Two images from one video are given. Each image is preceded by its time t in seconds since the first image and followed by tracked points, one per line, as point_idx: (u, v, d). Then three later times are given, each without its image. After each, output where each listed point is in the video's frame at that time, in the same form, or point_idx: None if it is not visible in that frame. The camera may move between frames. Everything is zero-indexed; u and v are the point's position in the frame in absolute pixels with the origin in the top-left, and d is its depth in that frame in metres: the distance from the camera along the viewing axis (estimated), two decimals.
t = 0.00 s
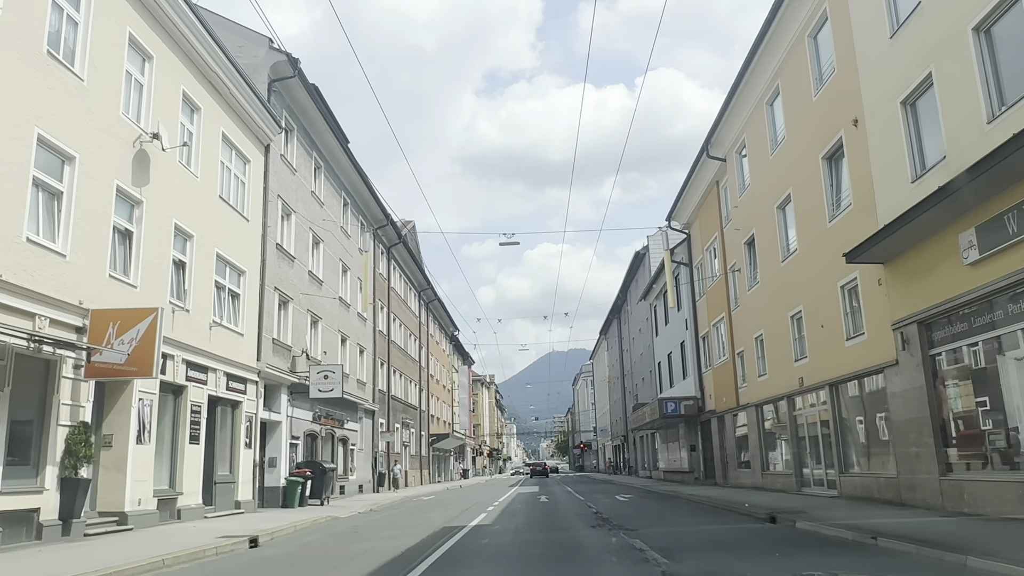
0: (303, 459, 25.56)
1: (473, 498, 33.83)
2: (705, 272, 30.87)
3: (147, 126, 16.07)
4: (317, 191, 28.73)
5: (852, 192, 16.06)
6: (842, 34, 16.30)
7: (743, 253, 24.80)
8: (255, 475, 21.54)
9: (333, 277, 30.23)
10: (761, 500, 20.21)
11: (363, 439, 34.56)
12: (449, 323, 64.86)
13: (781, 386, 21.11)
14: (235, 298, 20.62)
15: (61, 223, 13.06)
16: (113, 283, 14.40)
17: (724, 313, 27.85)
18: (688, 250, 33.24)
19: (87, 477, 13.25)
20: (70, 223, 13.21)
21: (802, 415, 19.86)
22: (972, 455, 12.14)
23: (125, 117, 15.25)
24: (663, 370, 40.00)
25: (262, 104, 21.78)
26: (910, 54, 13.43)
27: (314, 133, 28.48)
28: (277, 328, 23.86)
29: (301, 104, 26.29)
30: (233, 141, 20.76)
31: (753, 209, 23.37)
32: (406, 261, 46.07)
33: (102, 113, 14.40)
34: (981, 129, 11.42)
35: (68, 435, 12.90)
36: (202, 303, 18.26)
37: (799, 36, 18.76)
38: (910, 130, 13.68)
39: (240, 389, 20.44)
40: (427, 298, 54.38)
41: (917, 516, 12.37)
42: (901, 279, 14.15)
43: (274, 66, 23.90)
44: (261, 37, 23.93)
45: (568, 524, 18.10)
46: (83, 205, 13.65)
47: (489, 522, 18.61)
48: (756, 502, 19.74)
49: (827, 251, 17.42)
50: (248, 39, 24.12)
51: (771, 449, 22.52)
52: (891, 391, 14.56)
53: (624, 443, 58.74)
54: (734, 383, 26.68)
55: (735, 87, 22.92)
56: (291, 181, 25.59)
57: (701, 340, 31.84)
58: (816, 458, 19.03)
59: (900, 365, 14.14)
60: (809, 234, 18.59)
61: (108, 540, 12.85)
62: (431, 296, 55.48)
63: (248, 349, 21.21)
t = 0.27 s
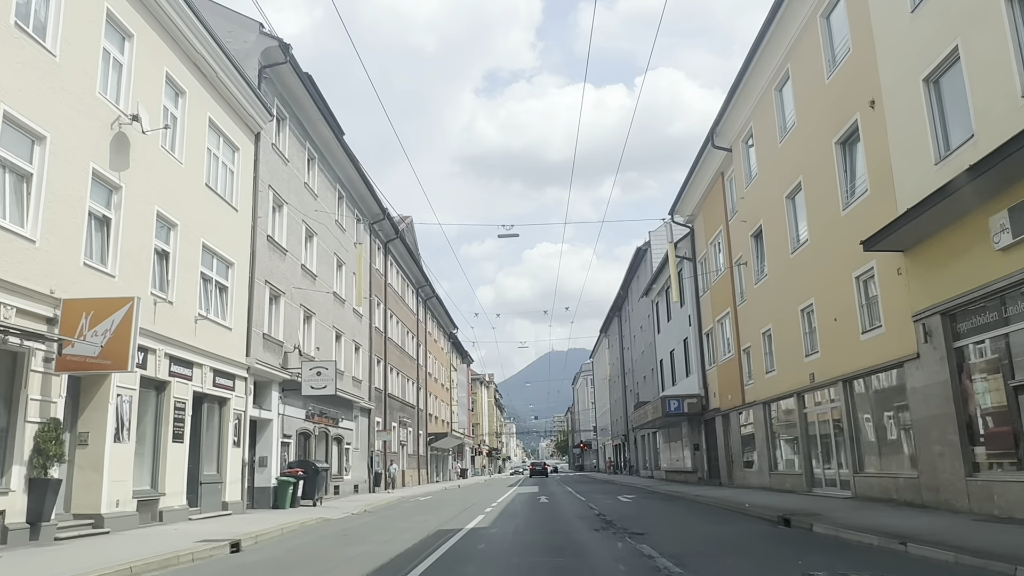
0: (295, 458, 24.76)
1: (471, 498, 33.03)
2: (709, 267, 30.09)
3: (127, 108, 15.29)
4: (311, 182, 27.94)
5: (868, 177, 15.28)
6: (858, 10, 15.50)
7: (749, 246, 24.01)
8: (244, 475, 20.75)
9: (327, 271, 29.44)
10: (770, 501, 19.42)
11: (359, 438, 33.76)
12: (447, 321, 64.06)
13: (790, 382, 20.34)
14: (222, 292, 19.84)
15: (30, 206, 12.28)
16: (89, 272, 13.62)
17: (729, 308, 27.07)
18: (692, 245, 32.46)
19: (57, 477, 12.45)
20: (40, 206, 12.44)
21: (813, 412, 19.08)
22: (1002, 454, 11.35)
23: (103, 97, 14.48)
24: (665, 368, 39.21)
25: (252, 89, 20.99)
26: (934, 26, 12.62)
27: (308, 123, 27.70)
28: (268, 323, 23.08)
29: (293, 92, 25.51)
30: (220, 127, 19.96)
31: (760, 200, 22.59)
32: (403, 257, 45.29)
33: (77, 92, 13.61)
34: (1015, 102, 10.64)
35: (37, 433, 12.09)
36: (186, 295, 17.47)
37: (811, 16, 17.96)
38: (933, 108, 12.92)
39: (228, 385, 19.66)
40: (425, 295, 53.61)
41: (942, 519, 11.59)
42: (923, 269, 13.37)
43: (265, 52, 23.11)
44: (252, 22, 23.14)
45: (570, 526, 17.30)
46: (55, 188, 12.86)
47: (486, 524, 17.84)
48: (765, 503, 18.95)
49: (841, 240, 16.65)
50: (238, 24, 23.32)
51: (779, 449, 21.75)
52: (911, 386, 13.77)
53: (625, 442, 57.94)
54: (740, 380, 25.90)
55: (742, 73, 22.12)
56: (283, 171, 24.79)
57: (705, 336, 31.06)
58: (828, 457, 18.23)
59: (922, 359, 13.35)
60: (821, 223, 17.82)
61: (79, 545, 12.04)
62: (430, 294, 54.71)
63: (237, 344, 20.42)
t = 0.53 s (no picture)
0: (287, 457, 23.96)
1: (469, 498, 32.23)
2: (713, 261, 29.31)
3: (104, 88, 14.48)
4: (304, 174, 27.14)
5: (885, 160, 14.53)
6: None
7: (756, 238, 23.24)
8: (232, 475, 19.95)
9: (321, 265, 28.64)
10: (780, 502, 18.62)
11: (354, 437, 32.96)
12: (445, 318, 63.22)
13: (800, 379, 19.57)
14: (209, 284, 19.05)
15: None
16: (61, 259, 12.82)
17: (734, 303, 26.29)
18: (695, 239, 31.66)
19: (24, 477, 11.62)
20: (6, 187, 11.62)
21: (824, 410, 18.29)
22: None
23: (77, 75, 13.66)
24: (667, 366, 38.40)
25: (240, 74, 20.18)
26: None
27: (300, 112, 26.87)
28: (257, 317, 22.27)
29: (284, 79, 24.68)
30: (207, 113, 19.14)
31: (768, 190, 21.82)
32: (400, 252, 44.47)
33: (47, 67, 12.79)
34: None
35: (3, 430, 11.16)
36: (169, 287, 16.67)
37: None
38: (958, 85, 12.15)
39: (215, 381, 18.87)
40: (422, 292, 52.80)
41: (972, 522, 10.81)
42: (947, 255, 12.60)
43: (255, 37, 22.30)
44: (241, 5, 22.32)
45: (571, 528, 16.48)
46: (23, 169, 12.05)
47: (484, 526, 17.05)
48: (774, 504, 18.16)
49: (856, 229, 15.89)
50: (227, 7, 22.50)
51: (788, 448, 20.97)
52: (934, 381, 12.99)
53: (625, 441, 57.15)
54: (745, 377, 25.14)
55: (749, 58, 21.33)
56: (274, 161, 23.99)
57: (709, 332, 30.27)
58: (841, 456, 17.44)
59: (947, 352, 12.57)
60: (834, 212, 17.03)
61: (47, 550, 11.23)
62: (427, 290, 53.89)
63: (225, 339, 19.61)
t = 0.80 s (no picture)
0: (278, 457, 23.19)
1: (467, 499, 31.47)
2: (717, 255, 28.53)
3: (79, 65, 13.66)
4: (296, 164, 26.34)
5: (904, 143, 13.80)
6: None
7: (763, 230, 22.47)
8: (218, 475, 19.16)
9: (315, 259, 27.84)
10: (790, 504, 17.84)
11: (348, 436, 32.17)
12: (444, 316, 62.39)
13: (810, 375, 18.81)
14: (194, 276, 18.26)
15: None
16: (30, 244, 12.02)
17: (740, 298, 25.53)
18: (699, 233, 30.89)
19: None
20: None
21: (836, 407, 17.53)
22: None
23: (49, 50, 12.84)
24: (668, 363, 37.66)
25: (228, 57, 19.37)
26: None
27: (293, 101, 26.10)
28: (246, 311, 21.48)
29: (275, 65, 23.89)
30: (193, 97, 18.32)
31: (776, 179, 21.06)
32: (397, 248, 43.68)
33: (15, 39, 11.96)
34: None
35: None
36: (150, 277, 15.88)
37: None
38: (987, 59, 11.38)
39: (200, 377, 18.08)
40: (420, 289, 52.01)
41: (1005, 526, 10.04)
42: (973, 239, 11.82)
43: (244, 20, 21.49)
44: None
45: (572, 531, 15.71)
46: None
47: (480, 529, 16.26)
48: (784, 506, 17.39)
49: (872, 217, 15.14)
50: None
51: (797, 446, 20.20)
52: (958, 376, 12.22)
53: (626, 440, 56.40)
54: (751, 373, 24.38)
55: (757, 42, 20.56)
56: (264, 150, 23.20)
57: (713, 328, 29.50)
58: (855, 456, 16.69)
59: (974, 343, 11.78)
60: (848, 200, 16.27)
61: (10, 556, 10.43)
62: (425, 287, 53.08)
63: (211, 333, 18.82)
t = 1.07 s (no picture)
0: (268, 456, 22.41)
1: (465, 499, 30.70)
2: (721, 249, 27.74)
3: (49, 40, 12.83)
4: (288, 155, 25.53)
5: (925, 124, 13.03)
6: None
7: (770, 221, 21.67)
8: (204, 475, 18.38)
9: (307, 253, 27.04)
10: (801, 505, 17.07)
11: (343, 434, 31.37)
12: (442, 313, 61.63)
13: (821, 371, 18.03)
14: (178, 267, 17.46)
15: None
16: None
17: (745, 292, 24.76)
18: (702, 226, 30.11)
19: None
20: None
21: (849, 404, 16.76)
22: None
23: (16, 22, 12.00)
24: (670, 360, 36.89)
25: (214, 39, 18.54)
26: None
27: (284, 89, 25.30)
28: (234, 305, 20.67)
29: (266, 51, 23.10)
30: (177, 80, 17.50)
31: (784, 169, 20.27)
32: (394, 243, 42.88)
33: None
34: None
35: None
36: (128, 267, 15.07)
37: None
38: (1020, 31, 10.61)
39: (184, 373, 17.28)
40: (417, 286, 51.21)
41: None
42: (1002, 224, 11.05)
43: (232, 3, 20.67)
44: None
45: (574, 534, 14.92)
46: None
47: (476, 532, 15.49)
48: (795, 507, 16.61)
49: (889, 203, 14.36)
50: None
51: (807, 445, 19.42)
52: (986, 369, 11.45)
53: (626, 439, 55.65)
54: (758, 370, 23.62)
55: (765, 25, 19.76)
56: (254, 139, 22.39)
57: (718, 324, 28.70)
58: (870, 455, 15.92)
59: (1005, 335, 10.98)
60: (862, 186, 15.51)
61: None
62: (422, 284, 52.27)
63: (196, 327, 18.01)
